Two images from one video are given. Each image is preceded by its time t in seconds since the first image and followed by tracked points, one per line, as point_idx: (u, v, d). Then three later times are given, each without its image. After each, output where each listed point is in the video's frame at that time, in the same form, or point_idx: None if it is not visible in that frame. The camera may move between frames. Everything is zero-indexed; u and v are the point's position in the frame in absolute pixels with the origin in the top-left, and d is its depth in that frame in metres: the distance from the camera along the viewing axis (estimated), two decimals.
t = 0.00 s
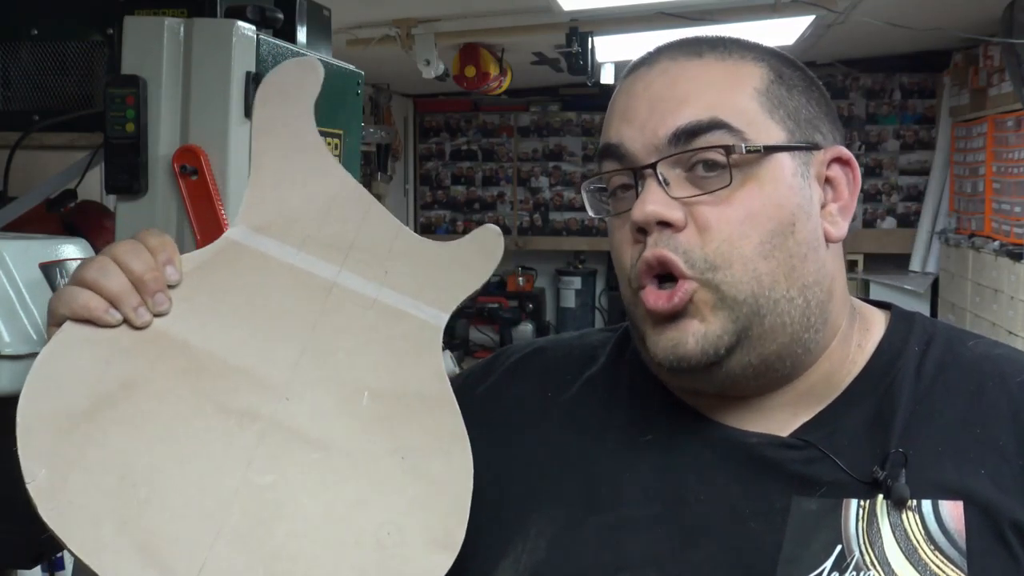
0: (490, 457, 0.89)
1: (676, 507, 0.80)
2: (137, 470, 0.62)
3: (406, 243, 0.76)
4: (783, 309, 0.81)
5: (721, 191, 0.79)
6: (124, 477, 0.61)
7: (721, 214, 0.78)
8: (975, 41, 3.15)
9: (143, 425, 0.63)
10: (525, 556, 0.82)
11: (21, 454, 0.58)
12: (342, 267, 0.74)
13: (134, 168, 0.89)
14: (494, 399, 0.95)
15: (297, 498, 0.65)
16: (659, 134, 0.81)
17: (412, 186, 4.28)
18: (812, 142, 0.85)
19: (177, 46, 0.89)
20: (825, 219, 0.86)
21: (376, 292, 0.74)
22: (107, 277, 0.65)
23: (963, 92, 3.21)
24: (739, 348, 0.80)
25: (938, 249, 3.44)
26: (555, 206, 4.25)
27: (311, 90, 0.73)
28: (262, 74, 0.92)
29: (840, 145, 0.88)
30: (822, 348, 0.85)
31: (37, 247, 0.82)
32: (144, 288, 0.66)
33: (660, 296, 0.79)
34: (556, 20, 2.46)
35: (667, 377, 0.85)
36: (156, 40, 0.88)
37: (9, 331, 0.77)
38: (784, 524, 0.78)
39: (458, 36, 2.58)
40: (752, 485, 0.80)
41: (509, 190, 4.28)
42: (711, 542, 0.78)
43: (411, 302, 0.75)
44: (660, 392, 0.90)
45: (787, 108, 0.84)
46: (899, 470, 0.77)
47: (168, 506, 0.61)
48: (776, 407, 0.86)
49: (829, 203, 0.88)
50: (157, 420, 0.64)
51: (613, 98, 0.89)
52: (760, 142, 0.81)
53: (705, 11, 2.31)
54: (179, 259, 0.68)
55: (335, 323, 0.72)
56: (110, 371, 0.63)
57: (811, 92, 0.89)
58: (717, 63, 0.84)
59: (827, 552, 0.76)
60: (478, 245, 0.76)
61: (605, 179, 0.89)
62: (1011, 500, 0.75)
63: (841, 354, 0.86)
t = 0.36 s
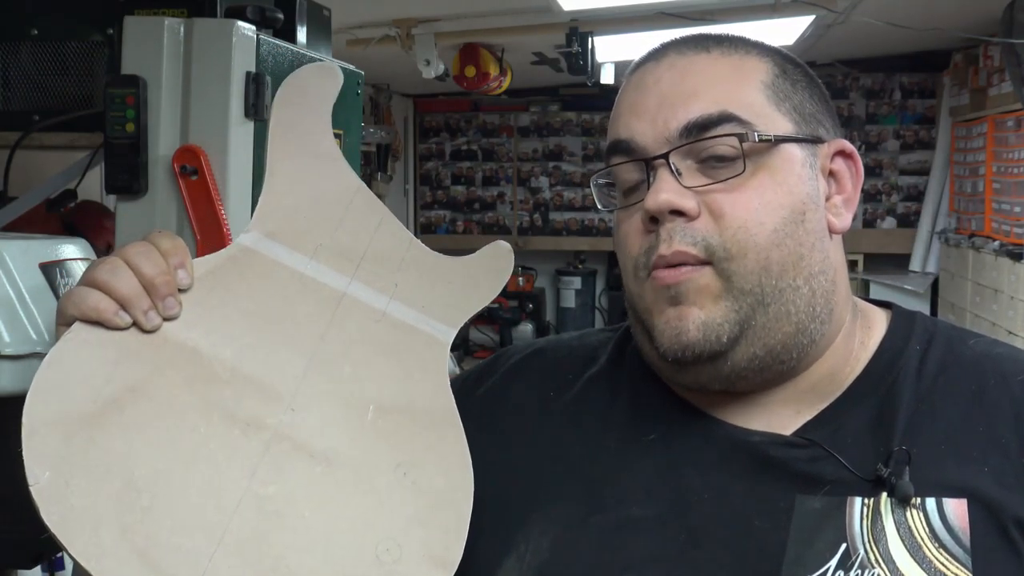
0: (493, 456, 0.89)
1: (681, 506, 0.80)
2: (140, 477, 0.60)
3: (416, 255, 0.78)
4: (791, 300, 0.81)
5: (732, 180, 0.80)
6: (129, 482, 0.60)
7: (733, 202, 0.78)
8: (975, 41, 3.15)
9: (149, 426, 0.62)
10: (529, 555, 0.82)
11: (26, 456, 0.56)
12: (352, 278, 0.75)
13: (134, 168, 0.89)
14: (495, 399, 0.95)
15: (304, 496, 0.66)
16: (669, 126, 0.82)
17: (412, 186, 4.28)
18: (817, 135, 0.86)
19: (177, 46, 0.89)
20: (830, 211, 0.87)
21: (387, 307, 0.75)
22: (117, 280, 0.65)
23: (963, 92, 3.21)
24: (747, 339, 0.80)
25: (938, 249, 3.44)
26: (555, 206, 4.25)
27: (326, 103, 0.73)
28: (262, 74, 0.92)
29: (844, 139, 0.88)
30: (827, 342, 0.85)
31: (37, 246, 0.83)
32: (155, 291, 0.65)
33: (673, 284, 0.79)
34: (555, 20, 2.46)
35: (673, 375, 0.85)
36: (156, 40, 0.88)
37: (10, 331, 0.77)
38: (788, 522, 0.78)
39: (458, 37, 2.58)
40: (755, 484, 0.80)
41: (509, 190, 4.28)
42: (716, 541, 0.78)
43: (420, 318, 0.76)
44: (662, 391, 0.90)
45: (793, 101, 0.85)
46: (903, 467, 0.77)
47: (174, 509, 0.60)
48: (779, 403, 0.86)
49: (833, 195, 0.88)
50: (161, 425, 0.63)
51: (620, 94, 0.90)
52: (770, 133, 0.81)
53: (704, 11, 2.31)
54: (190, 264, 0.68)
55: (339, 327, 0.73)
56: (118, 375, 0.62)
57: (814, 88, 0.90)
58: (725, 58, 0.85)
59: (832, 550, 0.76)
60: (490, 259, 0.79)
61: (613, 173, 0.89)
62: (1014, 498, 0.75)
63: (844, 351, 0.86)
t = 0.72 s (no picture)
0: (494, 455, 0.89)
1: (682, 505, 0.80)
2: (141, 480, 0.60)
3: (421, 258, 0.78)
4: (802, 291, 0.80)
5: (738, 174, 0.80)
6: (130, 485, 0.60)
7: (741, 195, 0.79)
8: (975, 41, 3.15)
9: (152, 427, 0.62)
10: (531, 554, 0.82)
11: (28, 458, 0.56)
12: (356, 280, 0.74)
13: (134, 168, 0.89)
14: (495, 399, 0.95)
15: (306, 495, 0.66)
16: (674, 123, 0.82)
17: (412, 186, 4.28)
18: (820, 134, 0.86)
19: (176, 45, 0.89)
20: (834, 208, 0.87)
21: (389, 309, 0.75)
22: (121, 282, 0.64)
23: (963, 92, 3.20)
24: (759, 330, 0.79)
25: (938, 249, 3.44)
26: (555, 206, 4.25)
27: (333, 105, 0.73)
28: (262, 74, 0.92)
29: (846, 138, 0.88)
30: (830, 340, 0.85)
31: (37, 247, 0.82)
32: (158, 294, 0.65)
33: (680, 270, 0.79)
34: (556, 20, 2.46)
35: (678, 364, 0.85)
36: (156, 40, 0.88)
37: (10, 332, 0.77)
38: (790, 521, 0.78)
39: (458, 36, 2.58)
40: (757, 483, 0.80)
41: (509, 190, 4.28)
42: (718, 540, 0.78)
43: (425, 321, 0.76)
44: (662, 390, 0.89)
45: (797, 100, 0.85)
46: (904, 466, 0.77)
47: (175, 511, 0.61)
48: (782, 401, 0.86)
49: (835, 194, 0.89)
50: (164, 427, 0.63)
51: (626, 94, 0.90)
52: (775, 129, 0.82)
53: (705, 11, 2.31)
54: (193, 267, 0.68)
55: (342, 329, 0.72)
56: (121, 378, 0.62)
57: (817, 89, 0.90)
58: (729, 57, 0.85)
59: (835, 549, 0.76)
60: (495, 263, 0.79)
61: (618, 172, 0.89)
62: (1015, 497, 0.75)
63: (845, 349, 0.86)
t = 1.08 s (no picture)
0: (494, 454, 0.89)
1: (682, 505, 0.80)
2: (146, 475, 0.60)
3: (418, 251, 0.77)
4: (806, 283, 0.81)
5: (741, 172, 0.80)
6: (133, 481, 0.60)
7: (744, 195, 0.79)
8: (975, 41, 3.15)
9: (154, 425, 0.62)
10: (531, 554, 0.82)
11: (33, 453, 0.57)
12: (354, 275, 0.75)
13: (134, 168, 0.89)
14: (495, 399, 0.95)
15: (307, 494, 0.66)
16: (678, 124, 0.82)
17: (412, 186, 4.28)
18: (822, 132, 0.86)
19: (176, 46, 0.89)
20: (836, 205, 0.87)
21: (388, 302, 0.75)
22: (121, 278, 0.64)
23: (963, 92, 3.20)
24: (762, 325, 0.80)
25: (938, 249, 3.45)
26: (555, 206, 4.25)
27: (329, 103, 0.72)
28: (262, 74, 0.92)
29: (847, 135, 0.89)
30: (830, 337, 0.85)
31: (37, 246, 0.82)
32: (159, 290, 0.65)
33: (685, 270, 0.81)
34: (556, 20, 2.46)
35: (681, 365, 0.85)
36: (155, 40, 0.88)
37: (10, 332, 0.77)
38: (790, 521, 0.78)
39: (458, 36, 2.58)
40: (756, 482, 0.80)
41: (509, 191, 4.28)
42: (717, 539, 0.78)
43: (422, 314, 0.76)
44: (662, 390, 0.90)
45: (800, 99, 0.85)
46: (904, 465, 0.77)
47: (179, 507, 0.60)
48: (783, 400, 0.86)
49: (838, 191, 0.89)
50: (167, 425, 0.63)
51: (629, 93, 0.90)
52: (778, 129, 0.82)
53: (705, 11, 2.31)
54: (193, 263, 0.68)
55: (338, 326, 0.72)
56: (123, 373, 0.62)
57: (820, 89, 0.90)
58: (732, 58, 0.85)
59: (834, 548, 0.76)
60: (491, 255, 0.78)
61: (620, 170, 0.90)
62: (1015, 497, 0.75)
63: (845, 348, 0.86)
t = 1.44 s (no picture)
0: (494, 454, 0.89)
1: (682, 504, 0.81)
2: (144, 480, 0.60)
3: (420, 258, 0.77)
4: (805, 293, 0.81)
5: (750, 176, 0.80)
6: (131, 485, 0.60)
7: (752, 197, 0.79)
8: (975, 41, 3.15)
9: (151, 428, 0.62)
10: (531, 554, 0.83)
11: (31, 457, 0.57)
12: (355, 280, 0.74)
13: (134, 168, 0.89)
14: (496, 399, 0.95)
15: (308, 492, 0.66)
16: (689, 122, 0.82)
17: (412, 186, 4.28)
18: (830, 137, 0.86)
19: (176, 46, 0.89)
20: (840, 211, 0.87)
21: (388, 309, 0.75)
22: (122, 283, 0.65)
23: (963, 92, 3.20)
24: (762, 332, 0.80)
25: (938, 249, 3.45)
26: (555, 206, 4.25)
27: (334, 106, 0.72)
28: (262, 74, 0.92)
29: (854, 142, 0.89)
30: (831, 342, 0.85)
31: (37, 247, 0.82)
32: (159, 295, 0.66)
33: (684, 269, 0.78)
34: (555, 20, 2.45)
35: (681, 358, 0.84)
36: (156, 40, 0.88)
37: (10, 332, 0.77)
38: (789, 520, 0.78)
39: (458, 36, 2.58)
40: (755, 482, 0.80)
41: (509, 190, 4.28)
42: (716, 539, 0.78)
43: (422, 321, 0.76)
44: (661, 390, 0.90)
45: (810, 104, 0.86)
46: (902, 465, 0.77)
47: (179, 509, 0.61)
48: (782, 401, 0.86)
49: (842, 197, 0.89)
50: (165, 429, 0.63)
51: (639, 87, 0.90)
52: (788, 131, 0.82)
53: (705, 11, 2.31)
54: (194, 268, 0.68)
55: (338, 331, 0.72)
56: (122, 377, 0.62)
57: (828, 92, 0.90)
58: (746, 57, 0.85)
59: (833, 547, 0.76)
60: (494, 263, 0.77)
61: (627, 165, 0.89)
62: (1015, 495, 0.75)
63: (845, 350, 0.86)
